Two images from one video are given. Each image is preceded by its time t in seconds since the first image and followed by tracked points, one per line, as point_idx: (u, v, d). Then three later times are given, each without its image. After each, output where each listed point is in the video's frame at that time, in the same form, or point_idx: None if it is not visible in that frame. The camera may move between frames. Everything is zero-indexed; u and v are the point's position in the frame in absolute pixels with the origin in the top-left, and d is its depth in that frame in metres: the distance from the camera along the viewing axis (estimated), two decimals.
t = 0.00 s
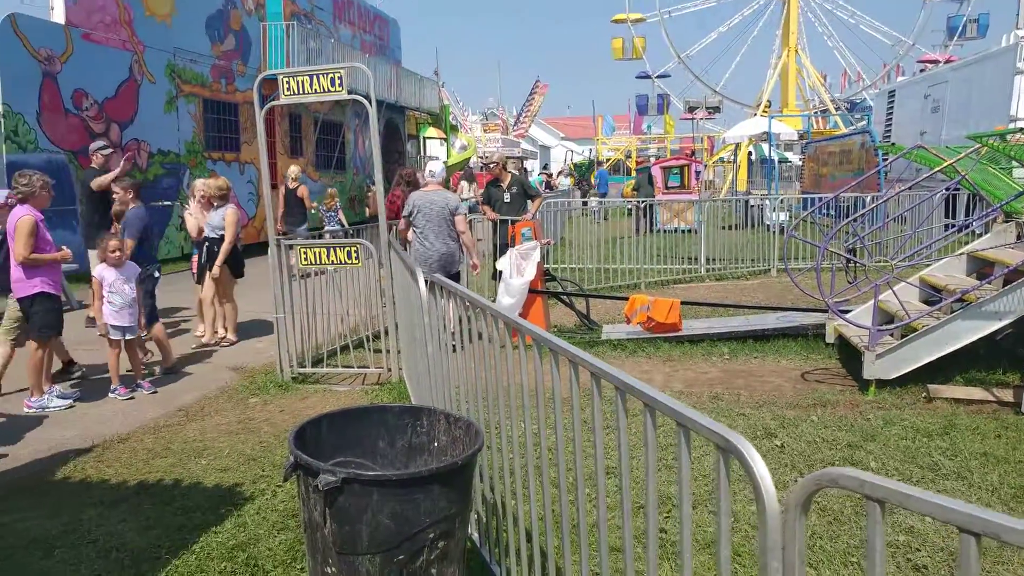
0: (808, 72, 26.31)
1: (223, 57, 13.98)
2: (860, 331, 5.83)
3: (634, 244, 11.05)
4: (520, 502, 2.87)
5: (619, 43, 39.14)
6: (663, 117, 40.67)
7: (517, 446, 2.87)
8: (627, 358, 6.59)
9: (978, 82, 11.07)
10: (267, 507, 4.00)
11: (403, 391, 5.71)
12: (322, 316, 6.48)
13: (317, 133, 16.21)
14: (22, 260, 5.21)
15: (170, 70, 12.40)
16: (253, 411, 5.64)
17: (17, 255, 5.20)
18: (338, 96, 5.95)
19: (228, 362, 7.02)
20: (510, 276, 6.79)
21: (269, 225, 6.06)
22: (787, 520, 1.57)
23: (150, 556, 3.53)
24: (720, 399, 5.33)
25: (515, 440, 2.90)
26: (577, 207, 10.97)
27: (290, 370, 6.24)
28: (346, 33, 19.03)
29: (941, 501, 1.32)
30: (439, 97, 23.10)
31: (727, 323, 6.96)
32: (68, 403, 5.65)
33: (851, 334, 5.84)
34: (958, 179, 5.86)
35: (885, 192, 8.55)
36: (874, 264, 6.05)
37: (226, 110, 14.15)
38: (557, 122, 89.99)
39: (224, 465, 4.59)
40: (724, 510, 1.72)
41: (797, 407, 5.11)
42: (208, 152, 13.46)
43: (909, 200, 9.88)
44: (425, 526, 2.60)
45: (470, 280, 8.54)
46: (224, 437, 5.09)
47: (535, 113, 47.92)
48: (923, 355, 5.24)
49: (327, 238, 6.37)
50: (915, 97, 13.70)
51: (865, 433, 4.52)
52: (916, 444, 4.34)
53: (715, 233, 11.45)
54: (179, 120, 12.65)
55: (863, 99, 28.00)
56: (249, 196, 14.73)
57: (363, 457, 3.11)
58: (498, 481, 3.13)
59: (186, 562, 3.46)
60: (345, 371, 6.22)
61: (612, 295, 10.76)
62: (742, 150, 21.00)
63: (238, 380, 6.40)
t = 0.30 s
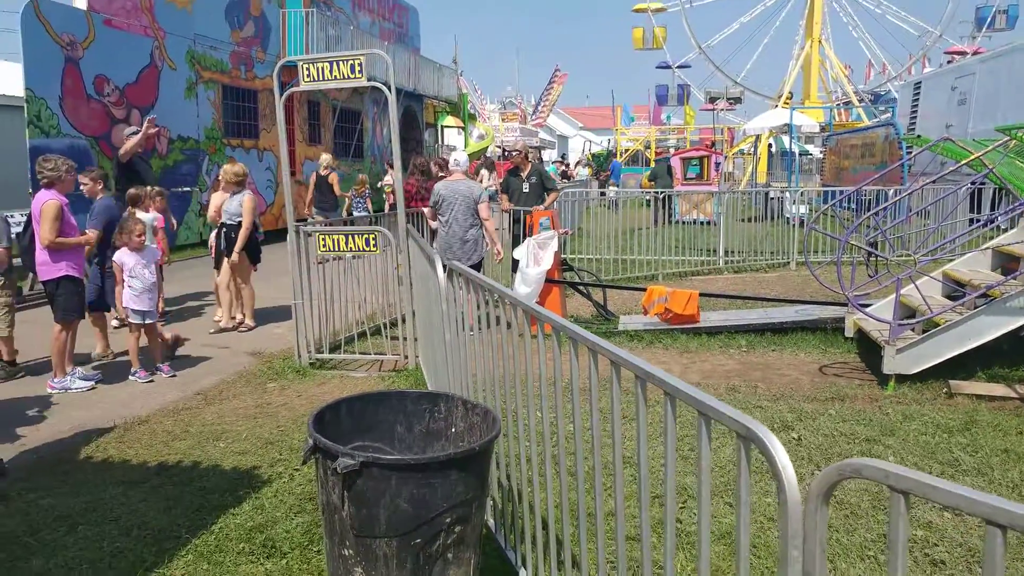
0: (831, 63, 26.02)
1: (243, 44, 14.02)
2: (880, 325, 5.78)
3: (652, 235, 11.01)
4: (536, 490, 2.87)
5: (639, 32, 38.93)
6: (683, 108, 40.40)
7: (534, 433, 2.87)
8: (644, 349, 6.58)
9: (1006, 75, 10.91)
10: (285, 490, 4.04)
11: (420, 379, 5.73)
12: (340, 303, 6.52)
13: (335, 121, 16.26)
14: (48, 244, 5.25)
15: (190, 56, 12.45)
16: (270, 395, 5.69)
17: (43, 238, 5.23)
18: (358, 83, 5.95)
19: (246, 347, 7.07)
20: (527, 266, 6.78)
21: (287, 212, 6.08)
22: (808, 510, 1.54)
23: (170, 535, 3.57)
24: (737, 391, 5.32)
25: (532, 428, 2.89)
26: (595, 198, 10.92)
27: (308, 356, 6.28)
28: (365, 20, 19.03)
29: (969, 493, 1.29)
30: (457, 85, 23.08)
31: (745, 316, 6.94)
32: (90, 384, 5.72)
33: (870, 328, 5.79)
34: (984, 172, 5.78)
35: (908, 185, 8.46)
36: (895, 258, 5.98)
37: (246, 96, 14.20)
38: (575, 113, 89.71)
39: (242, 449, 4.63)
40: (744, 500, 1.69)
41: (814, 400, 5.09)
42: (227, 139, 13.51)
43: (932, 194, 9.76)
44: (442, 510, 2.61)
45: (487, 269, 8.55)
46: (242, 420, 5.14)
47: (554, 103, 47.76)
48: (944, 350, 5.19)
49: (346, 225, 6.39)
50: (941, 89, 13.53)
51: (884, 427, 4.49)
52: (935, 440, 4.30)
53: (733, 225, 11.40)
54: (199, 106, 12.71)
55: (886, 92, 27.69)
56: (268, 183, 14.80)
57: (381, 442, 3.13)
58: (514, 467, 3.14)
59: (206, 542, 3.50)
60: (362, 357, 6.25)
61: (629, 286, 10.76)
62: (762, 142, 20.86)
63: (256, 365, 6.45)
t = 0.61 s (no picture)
0: (855, 49, 25.68)
1: (263, 29, 14.06)
2: (902, 314, 5.72)
3: (671, 222, 10.96)
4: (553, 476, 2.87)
5: (660, 18, 38.59)
6: (704, 94, 40.04)
7: (553, 418, 2.86)
8: (662, 336, 6.57)
9: None
10: (304, 473, 4.07)
11: (438, 364, 5.75)
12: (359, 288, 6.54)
13: (354, 106, 16.28)
14: (76, 228, 5.30)
15: (211, 41, 12.48)
16: (290, 379, 5.73)
17: (70, 221, 5.27)
18: (378, 68, 5.94)
19: (266, 331, 7.13)
20: (545, 252, 6.74)
21: (307, 197, 6.11)
22: (831, 498, 1.49)
23: (191, 516, 3.62)
24: (756, 379, 5.30)
25: (550, 414, 2.89)
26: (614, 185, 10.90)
27: (327, 340, 6.32)
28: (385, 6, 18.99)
29: (999, 483, 1.25)
30: (476, 71, 23.01)
31: (764, 304, 6.90)
32: (112, 367, 5.79)
33: (892, 317, 5.74)
34: (1012, 160, 5.68)
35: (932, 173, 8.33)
36: (918, 247, 5.91)
37: (266, 81, 14.24)
38: (594, 99, 89.19)
39: (262, 432, 4.67)
40: (766, 488, 1.66)
41: (834, 389, 5.06)
42: (247, 124, 13.56)
43: (957, 182, 9.63)
44: (460, 495, 2.62)
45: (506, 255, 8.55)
46: (262, 404, 5.19)
47: (573, 89, 47.49)
48: (968, 340, 5.13)
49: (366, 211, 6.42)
50: (967, 75, 13.31)
51: (905, 417, 4.45)
52: (957, 431, 4.26)
53: (753, 212, 11.31)
54: (220, 92, 12.77)
55: (911, 78, 27.29)
56: (287, 168, 14.86)
57: (400, 426, 3.14)
58: (532, 453, 3.15)
59: (226, 524, 3.55)
60: (381, 342, 6.28)
61: (647, 272, 10.66)
62: (783, 129, 20.66)
63: (275, 349, 6.50)
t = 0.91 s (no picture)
0: (873, 41, 25.46)
1: (279, 24, 14.11)
2: (921, 309, 5.68)
3: (686, 216, 10.94)
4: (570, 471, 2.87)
5: (675, 11, 38.42)
6: (719, 88, 39.81)
7: (569, 413, 2.86)
8: (678, 330, 6.55)
9: None
10: (321, 467, 4.10)
11: (453, 359, 5.77)
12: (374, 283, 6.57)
13: (369, 102, 16.32)
14: (98, 223, 5.38)
15: (226, 37, 12.55)
16: (307, 374, 5.77)
17: (94, 217, 5.36)
18: (394, 63, 5.95)
19: (283, 326, 7.17)
20: (560, 247, 6.76)
21: (323, 192, 6.14)
22: (850, 491, 1.48)
23: (210, 509, 3.65)
24: (773, 373, 5.28)
25: (566, 408, 2.89)
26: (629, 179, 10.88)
27: (343, 335, 6.36)
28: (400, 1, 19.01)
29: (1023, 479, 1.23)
30: (491, 66, 23.00)
31: (780, 298, 6.86)
32: (131, 361, 5.84)
33: (910, 311, 5.70)
34: None
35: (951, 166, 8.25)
36: (937, 240, 5.85)
37: (281, 77, 14.30)
38: (608, 93, 88.91)
39: (279, 426, 4.71)
40: (785, 483, 1.64)
41: (852, 383, 5.03)
42: (263, 120, 13.63)
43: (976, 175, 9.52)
44: (477, 488, 2.63)
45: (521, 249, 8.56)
46: (279, 398, 5.22)
47: (588, 83, 47.35)
48: (987, 335, 5.08)
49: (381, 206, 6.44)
50: (987, 67, 13.15)
51: (924, 412, 4.42)
52: (977, 426, 4.22)
53: (769, 206, 11.27)
54: (236, 88, 12.84)
55: (930, 70, 27.00)
56: (302, 164, 14.92)
57: (417, 420, 3.16)
58: (549, 448, 3.15)
59: (244, 517, 3.58)
60: (397, 337, 6.31)
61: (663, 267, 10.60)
62: (799, 123, 20.51)
63: (292, 344, 6.54)
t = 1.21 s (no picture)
0: (888, 38, 25.29)
1: (292, 24, 14.17)
2: (937, 307, 5.64)
3: (699, 215, 10.91)
4: (584, 469, 2.87)
5: (687, 9, 38.32)
6: (732, 86, 39.63)
7: (582, 412, 2.86)
8: (691, 328, 6.54)
9: None
10: (335, 465, 4.11)
11: (466, 358, 5.79)
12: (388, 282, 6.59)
13: (382, 101, 16.37)
14: (117, 220, 5.41)
15: (240, 37, 12.61)
16: (320, 372, 5.80)
17: (115, 215, 5.41)
18: (407, 62, 5.96)
19: (296, 324, 7.21)
20: (573, 246, 6.76)
21: (336, 191, 6.16)
22: (867, 489, 1.46)
23: (224, 507, 3.68)
24: (787, 371, 5.26)
25: (579, 407, 2.89)
26: (642, 178, 10.86)
27: (356, 334, 6.39)
28: None
29: None
30: (503, 64, 23.00)
31: (794, 297, 6.84)
32: (145, 359, 5.90)
33: (926, 310, 5.65)
34: None
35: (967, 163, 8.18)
36: (953, 238, 5.80)
37: (295, 77, 14.36)
38: (621, 92, 88.73)
39: (293, 424, 4.73)
40: (799, 481, 1.63)
41: (866, 382, 5.01)
42: (277, 120, 13.69)
43: (992, 173, 9.45)
44: (491, 486, 2.63)
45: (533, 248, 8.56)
46: (293, 396, 5.25)
47: (600, 81, 47.26)
48: (1005, 333, 5.04)
49: (394, 205, 6.45)
50: (1003, 64, 13.05)
51: (940, 411, 4.39)
52: (994, 425, 4.19)
53: (783, 204, 11.22)
54: (249, 87, 12.90)
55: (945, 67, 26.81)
56: (315, 163, 14.99)
57: (430, 418, 3.17)
58: (562, 447, 3.15)
59: (258, 515, 3.60)
60: (410, 335, 6.33)
61: (676, 265, 10.62)
62: (813, 121, 20.43)
63: (305, 342, 6.58)
